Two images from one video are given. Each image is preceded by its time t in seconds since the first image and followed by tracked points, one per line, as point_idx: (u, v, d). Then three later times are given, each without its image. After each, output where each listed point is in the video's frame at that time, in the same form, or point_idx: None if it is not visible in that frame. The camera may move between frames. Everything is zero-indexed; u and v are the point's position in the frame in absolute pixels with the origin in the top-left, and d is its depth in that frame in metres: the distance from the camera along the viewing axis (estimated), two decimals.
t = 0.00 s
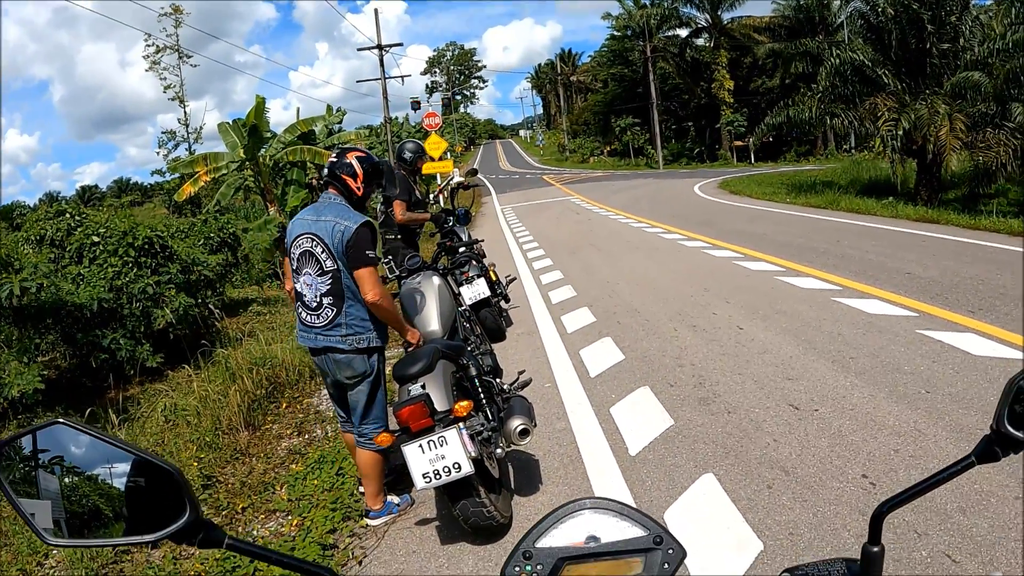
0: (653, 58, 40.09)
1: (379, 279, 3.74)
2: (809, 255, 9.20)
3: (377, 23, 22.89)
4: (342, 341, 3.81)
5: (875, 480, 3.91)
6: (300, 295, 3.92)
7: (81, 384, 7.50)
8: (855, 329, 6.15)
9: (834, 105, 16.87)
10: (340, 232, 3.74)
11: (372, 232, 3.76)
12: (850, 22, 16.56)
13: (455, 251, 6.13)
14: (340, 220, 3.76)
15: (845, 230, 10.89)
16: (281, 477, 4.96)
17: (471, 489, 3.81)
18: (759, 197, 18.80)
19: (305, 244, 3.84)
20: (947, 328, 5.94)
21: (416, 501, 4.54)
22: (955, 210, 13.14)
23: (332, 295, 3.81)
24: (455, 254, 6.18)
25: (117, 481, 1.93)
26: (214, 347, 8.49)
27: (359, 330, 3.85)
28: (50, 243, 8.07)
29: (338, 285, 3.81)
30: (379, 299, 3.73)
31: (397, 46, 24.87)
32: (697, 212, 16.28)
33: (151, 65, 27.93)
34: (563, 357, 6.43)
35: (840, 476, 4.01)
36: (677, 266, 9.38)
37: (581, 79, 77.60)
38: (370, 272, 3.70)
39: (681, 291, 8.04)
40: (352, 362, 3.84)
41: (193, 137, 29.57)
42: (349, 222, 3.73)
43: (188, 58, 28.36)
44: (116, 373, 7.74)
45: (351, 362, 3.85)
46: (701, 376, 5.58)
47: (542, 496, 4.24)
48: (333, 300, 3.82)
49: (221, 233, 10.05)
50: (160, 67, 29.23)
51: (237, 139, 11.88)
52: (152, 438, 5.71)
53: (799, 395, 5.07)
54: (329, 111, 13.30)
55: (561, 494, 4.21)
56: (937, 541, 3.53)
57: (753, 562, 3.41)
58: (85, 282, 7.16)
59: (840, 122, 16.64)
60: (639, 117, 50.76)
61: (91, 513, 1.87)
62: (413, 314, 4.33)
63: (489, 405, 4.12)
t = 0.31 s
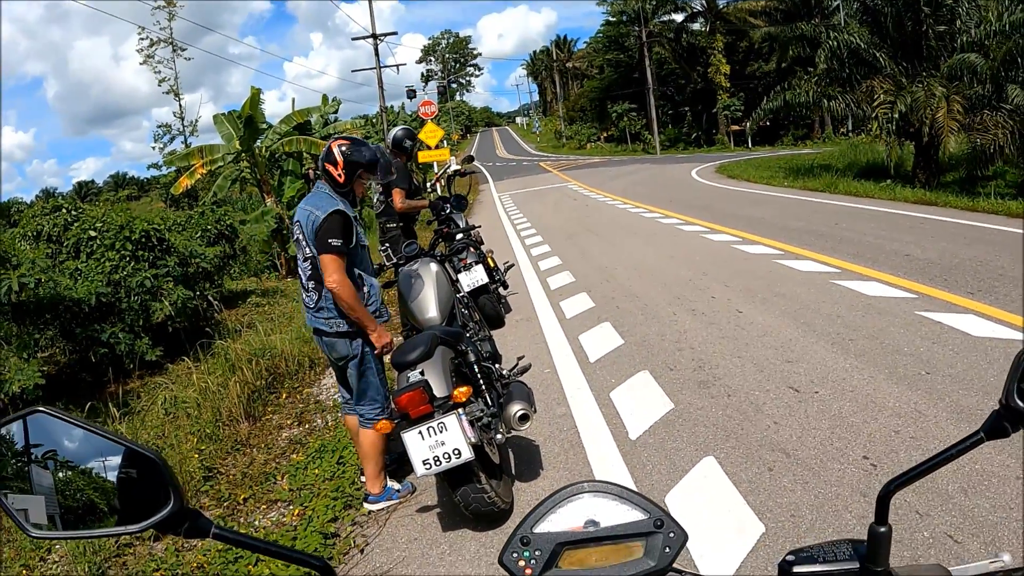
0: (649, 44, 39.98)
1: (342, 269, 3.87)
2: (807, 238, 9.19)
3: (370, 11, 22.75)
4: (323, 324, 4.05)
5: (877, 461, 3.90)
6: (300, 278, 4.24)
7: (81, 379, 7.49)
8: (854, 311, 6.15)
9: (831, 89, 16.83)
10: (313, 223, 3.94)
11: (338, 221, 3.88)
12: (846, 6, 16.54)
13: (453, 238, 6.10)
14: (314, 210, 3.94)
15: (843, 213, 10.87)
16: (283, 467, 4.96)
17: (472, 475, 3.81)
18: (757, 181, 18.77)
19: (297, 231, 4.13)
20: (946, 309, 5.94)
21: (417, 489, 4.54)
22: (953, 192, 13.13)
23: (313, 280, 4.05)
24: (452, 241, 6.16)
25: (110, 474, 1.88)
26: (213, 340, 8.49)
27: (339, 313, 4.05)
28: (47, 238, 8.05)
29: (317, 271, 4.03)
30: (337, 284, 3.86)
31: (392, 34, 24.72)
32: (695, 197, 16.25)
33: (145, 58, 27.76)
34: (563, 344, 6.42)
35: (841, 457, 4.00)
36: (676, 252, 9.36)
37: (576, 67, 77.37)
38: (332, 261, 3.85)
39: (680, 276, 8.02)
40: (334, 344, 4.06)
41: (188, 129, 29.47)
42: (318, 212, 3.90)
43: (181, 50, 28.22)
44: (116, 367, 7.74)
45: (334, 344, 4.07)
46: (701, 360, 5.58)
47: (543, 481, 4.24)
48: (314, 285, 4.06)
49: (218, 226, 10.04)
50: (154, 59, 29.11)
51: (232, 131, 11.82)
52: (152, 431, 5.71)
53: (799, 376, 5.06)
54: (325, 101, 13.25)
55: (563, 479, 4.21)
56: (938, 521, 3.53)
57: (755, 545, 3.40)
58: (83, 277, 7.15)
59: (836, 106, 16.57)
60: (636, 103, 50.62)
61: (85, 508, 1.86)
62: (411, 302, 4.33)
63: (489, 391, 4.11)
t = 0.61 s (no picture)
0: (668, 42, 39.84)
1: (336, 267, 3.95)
2: (829, 237, 9.12)
3: (390, 9, 22.75)
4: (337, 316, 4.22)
5: (900, 461, 3.88)
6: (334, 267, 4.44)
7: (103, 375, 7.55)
8: (876, 311, 6.11)
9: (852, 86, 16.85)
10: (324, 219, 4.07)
11: (339, 219, 3.94)
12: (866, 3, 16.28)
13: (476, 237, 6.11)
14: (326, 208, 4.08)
15: (866, 211, 10.79)
16: (305, 464, 4.99)
17: (496, 472, 3.83)
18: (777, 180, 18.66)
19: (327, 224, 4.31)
20: (970, 309, 5.88)
21: (440, 487, 4.55)
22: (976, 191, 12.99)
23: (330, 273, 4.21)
24: (474, 239, 6.18)
25: (145, 468, 1.89)
26: (235, 337, 8.55)
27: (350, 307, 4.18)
28: (70, 236, 8.14)
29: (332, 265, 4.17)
30: (336, 281, 3.94)
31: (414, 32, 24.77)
32: (714, 195, 16.17)
33: (166, 58, 28.00)
34: (583, 342, 6.42)
35: (865, 458, 3.98)
36: (696, 250, 9.33)
37: (593, 65, 77.13)
38: (327, 259, 3.95)
39: (701, 274, 8.00)
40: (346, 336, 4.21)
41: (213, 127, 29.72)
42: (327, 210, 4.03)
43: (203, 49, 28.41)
44: (139, 364, 7.81)
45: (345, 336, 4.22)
46: (723, 359, 5.56)
47: (565, 480, 4.25)
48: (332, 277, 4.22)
49: (240, 224, 10.10)
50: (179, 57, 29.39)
51: (253, 129, 11.90)
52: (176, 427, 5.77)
53: (823, 376, 5.04)
54: (346, 99, 13.30)
55: (585, 477, 4.21)
56: (962, 523, 3.50)
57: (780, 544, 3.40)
58: (106, 274, 7.23)
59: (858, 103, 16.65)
60: (654, 101, 50.41)
61: (120, 501, 1.84)
62: (436, 300, 4.35)
63: (513, 389, 4.12)
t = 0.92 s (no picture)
0: (676, 45, 39.91)
1: (337, 275, 4.02)
2: (840, 240, 9.10)
3: (400, 14, 22.87)
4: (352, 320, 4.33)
5: (913, 465, 3.87)
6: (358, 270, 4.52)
7: (116, 380, 7.60)
8: (888, 314, 6.09)
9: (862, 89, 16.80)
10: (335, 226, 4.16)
11: (339, 228, 4.00)
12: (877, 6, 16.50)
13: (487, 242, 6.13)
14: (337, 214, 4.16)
15: (877, 215, 10.76)
16: (318, 469, 5.01)
17: (510, 477, 3.83)
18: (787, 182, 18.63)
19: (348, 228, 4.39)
20: (982, 312, 5.86)
21: (453, 492, 4.55)
22: (988, 193, 12.94)
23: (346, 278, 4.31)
24: (487, 244, 6.22)
25: (166, 472, 1.90)
26: (247, 342, 8.59)
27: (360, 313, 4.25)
28: (83, 242, 8.19)
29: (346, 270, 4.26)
30: (337, 291, 4.02)
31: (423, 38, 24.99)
32: (724, 198, 16.16)
33: (177, 65, 28.21)
34: (594, 346, 6.42)
35: (878, 462, 3.97)
36: (706, 254, 9.33)
37: (601, 67, 77.16)
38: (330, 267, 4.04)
39: (712, 278, 7.99)
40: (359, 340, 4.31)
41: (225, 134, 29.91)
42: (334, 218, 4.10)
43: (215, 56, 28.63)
44: (151, 369, 7.84)
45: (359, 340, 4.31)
46: (735, 363, 5.55)
47: (578, 485, 4.25)
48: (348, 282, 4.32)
49: (251, 229, 10.14)
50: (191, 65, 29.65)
51: (264, 135, 11.98)
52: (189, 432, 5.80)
53: (835, 380, 5.03)
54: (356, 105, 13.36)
55: (598, 482, 4.21)
56: (976, 526, 3.48)
57: (792, 548, 3.39)
58: (119, 280, 7.27)
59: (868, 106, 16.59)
60: (663, 104, 50.40)
61: (141, 504, 1.84)
62: (449, 306, 4.37)
63: (526, 394, 4.12)
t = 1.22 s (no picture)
0: (669, 36, 39.86)
1: (327, 273, 4.03)
2: (834, 228, 9.10)
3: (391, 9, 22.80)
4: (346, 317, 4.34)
5: (905, 451, 3.88)
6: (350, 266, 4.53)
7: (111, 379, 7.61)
8: (881, 301, 6.10)
9: (854, 77, 16.75)
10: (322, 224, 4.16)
11: (326, 225, 4.01)
12: None
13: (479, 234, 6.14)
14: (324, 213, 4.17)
15: (870, 202, 10.76)
16: (314, 464, 5.01)
17: (503, 468, 3.82)
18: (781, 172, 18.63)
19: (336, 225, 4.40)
20: (974, 298, 5.87)
21: (449, 484, 4.56)
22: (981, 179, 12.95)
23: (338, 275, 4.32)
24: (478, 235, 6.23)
25: (157, 467, 1.90)
26: (242, 339, 8.58)
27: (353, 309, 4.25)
28: (75, 242, 8.16)
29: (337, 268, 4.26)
30: (328, 288, 4.02)
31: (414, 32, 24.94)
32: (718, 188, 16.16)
33: (168, 62, 28.11)
34: (589, 337, 6.42)
35: (871, 448, 3.98)
36: (700, 244, 9.33)
37: (595, 60, 77.00)
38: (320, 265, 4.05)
39: (706, 268, 7.99)
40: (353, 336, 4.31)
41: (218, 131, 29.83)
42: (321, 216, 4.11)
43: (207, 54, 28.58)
44: (147, 367, 7.83)
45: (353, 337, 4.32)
46: (728, 352, 5.56)
47: (573, 475, 4.25)
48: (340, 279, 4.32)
49: (245, 226, 10.12)
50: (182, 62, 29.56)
51: (256, 131, 11.96)
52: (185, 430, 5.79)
53: (828, 367, 5.04)
54: (348, 100, 13.31)
55: (593, 472, 4.21)
56: (968, 511, 3.50)
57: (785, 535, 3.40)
58: (112, 279, 7.27)
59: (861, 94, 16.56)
60: (657, 95, 50.34)
61: (133, 501, 1.87)
62: (442, 298, 4.37)
63: (519, 385, 4.14)
